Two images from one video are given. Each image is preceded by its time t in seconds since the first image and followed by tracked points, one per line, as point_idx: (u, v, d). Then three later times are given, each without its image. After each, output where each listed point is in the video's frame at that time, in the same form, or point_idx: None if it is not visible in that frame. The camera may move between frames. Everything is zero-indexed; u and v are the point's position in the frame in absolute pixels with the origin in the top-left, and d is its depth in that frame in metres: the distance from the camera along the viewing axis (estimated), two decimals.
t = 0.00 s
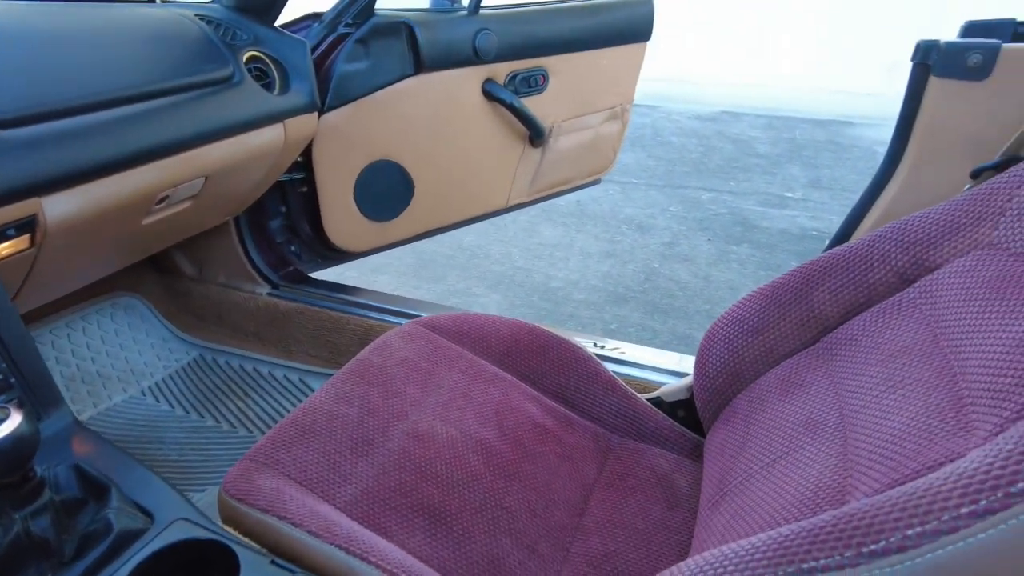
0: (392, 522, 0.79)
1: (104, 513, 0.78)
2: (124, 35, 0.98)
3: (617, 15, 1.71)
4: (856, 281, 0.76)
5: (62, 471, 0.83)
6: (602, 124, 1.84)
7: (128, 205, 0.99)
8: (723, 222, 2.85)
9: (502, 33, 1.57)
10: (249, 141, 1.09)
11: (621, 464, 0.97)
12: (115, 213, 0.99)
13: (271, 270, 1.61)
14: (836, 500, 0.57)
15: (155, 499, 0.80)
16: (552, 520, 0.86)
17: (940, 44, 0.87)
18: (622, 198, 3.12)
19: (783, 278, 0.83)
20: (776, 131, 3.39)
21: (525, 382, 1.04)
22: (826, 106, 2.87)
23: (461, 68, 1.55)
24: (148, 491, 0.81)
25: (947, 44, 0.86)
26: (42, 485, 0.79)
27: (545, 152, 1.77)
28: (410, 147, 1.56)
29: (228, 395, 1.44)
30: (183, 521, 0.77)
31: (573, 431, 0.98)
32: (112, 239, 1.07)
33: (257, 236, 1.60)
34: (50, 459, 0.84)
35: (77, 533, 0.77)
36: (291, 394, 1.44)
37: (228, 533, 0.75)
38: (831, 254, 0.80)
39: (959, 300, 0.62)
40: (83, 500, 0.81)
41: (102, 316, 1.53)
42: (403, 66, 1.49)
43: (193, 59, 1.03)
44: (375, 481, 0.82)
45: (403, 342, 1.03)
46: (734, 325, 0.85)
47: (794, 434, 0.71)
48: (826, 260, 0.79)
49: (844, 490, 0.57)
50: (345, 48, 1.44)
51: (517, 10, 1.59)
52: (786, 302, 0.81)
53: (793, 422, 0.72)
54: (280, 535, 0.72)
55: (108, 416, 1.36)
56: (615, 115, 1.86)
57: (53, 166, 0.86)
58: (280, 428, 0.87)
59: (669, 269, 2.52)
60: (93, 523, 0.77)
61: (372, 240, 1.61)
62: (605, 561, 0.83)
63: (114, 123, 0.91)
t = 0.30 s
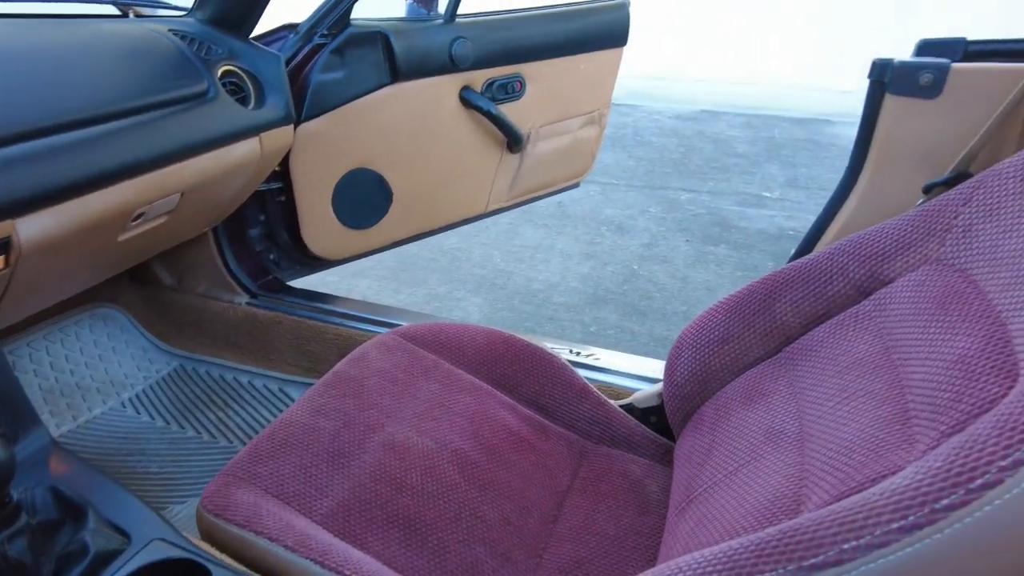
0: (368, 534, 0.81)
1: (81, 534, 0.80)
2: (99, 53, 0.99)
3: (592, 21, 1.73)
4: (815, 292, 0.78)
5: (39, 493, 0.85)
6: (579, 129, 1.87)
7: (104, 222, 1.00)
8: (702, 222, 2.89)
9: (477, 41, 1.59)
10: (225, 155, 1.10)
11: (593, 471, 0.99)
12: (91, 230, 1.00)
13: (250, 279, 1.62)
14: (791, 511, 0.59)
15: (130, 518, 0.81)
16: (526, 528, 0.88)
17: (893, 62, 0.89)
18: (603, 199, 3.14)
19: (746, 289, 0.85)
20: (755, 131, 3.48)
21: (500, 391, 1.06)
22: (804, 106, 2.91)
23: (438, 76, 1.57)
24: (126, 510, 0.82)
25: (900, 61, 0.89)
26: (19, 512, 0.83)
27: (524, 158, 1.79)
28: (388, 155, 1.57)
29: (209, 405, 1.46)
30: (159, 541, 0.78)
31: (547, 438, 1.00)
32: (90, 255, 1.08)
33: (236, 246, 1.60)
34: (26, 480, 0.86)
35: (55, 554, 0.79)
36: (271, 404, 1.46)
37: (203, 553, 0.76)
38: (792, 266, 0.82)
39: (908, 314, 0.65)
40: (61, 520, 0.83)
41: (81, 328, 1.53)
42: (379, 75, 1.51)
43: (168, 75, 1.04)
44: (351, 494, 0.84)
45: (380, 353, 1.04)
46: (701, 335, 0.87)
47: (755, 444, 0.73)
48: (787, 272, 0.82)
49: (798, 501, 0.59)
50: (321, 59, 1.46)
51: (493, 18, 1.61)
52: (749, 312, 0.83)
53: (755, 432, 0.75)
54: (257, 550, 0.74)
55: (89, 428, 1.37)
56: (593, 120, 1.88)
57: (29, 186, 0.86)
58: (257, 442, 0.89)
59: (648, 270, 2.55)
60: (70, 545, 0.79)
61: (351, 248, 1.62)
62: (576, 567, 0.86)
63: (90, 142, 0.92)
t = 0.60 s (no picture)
0: (342, 551, 0.84)
1: (57, 564, 0.81)
2: (72, 80, 1.00)
3: (565, 34, 1.76)
4: (770, 312, 0.81)
5: (14, 521, 0.86)
6: (554, 140, 1.90)
7: (81, 248, 1.02)
8: (679, 227, 2.93)
9: (451, 56, 1.61)
10: (199, 178, 1.12)
11: (564, 483, 1.02)
12: (68, 256, 1.01)
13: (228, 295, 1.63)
14: (742, 528, 0.62)
15: (105, 545, 0.83)
16: (497, 541, 0.90)
17: (844, 90, 0.90)
18: (582, 205, 3.18)
19: (706, 307, 0.88)
20: (733, 135, 3.58)
21: (474, 406, 1.08)
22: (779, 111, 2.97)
23: (412, 91, 1.59)
24: (102, 538, 0.84)
25: (848, 89, 0.90)
26: None
27: (499, 169, 1.81)
28: (363, 170, 1.59)
29: (188, 421, 1.47)
30: (134, 569, 0.81)
31: (520, 451, 1.03)
32: (66, 279, 1.09)
33: (213, 262, 1.61)
34: (2, 511, 0.87)
35: None
36: (250, 420, 1.48)
37: None
38: (749, 285, 0.85)
39: (854, 336, 0.68)
40: (36, 549, 0.84)
41: (59, 346, 1.54)
42: (354, 91, 1.52)
43: (142, 101, 1.06)
44: (326, 512, 0.86)
45: (355, 371, 1.07)
46: (663, 351, 0.90)
47: (713, 459, 0.76)
48: (743, 291, 0.84)
49: (749, 518, 0.62)
50: (296, 77, 1.47)
51: (467, 33, 1.64)
52: (709, 330, 0.86)
53: (713, 448, 0.78)
54: (232, 571, 0.76)
55: (68, 447, 1.38)
56: (567, 131, 1.91)
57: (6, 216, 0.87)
58: (233, 463, 0.91)
59: (626, 276, 2.59)
60: (45, 574, 0.80)
61: (328, 262, 1.64)
62: None
63: (66, 170, 0.94)
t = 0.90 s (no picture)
0: (306, 570, 0.85)
1: None
2: (34, 108, 1.01)
3: (532, 48, 1.78)
4: (719, 328, 0.84)
5: None
6: (525, 152, 1.92)
7: (45, 274, 1.03)
8: (651, 234, 2.97)
9: (418, 72, 1.63)
10: (165, 202, 1.14)
11: (528, 495, 1.04)
12: (32, 283, 1.02)
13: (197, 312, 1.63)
14: (685, 542, 0.65)
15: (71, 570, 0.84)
16: (459, 554, 0.93)
17: (787, 114, 0.93)
18: (556, 212, 3.21)
19: (659, 324, 0.90)
20: (705, 139, 3.62)
21: (440, 421, 1.10)
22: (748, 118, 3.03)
23: (381, 107, 1.61)
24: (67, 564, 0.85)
25: (790, 114, 0.93)
26: None
27: (470, 182, 1.84)
28: (333, 186, 1.60)
29: (159, 439, 1.48)
30: None
31: (484, 465, 1.05)
32: (32, 304, 1.10)
33: (183, 280, 1.62)
34: None
35: None
36: (221, 438, 1.49)
37: None
38: (698, 302, 0.88)
39: (792, 355, 0.71)
40: None
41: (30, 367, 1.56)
42: (321, 109, 1.54)
43: (105, 126, 1.07)
44: (291, 531, 0.88)
45: (322, 389, 1.08)
46: (620, 367, 0.93)
47: (663, 473, 0.79)
48: (692, 307, 0.87)
49: (692, 533, 0.65)
50: (263, 96, 1.49)
51: (434, 49, 1.67)
52: (661, 346, 0.89)
53: (664, 461, 0.81)
54: None
55: (36, 468, 1.39)
56: (538, 143, 1.94)
57: None
58: (199, 484, 0.93)
59: (598, 284, 2.63)
60: None
61: (299, 277, 1.66)
62: None
63: (28, 199, 0.95)
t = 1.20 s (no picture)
0: None
1: None
2: None
3: (490, 76, 1.82)
4: (662, 356, 0.88)
5: None
6: (487, 176, 1.95)
7: None
8: (616, 252, 3.02)
9: (378, 101, 1.66)
10: (122, 239, 1.14)
11: (487, 522, 1.06)
12: None
13: (159, 344, 1.63)
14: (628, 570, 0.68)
15: None
16: None
17: (722, 150, 0.98)
18: (524, 231, 3.25)
19: (607, 352, 0.93)
20: (669, 156, 3.71)
21: (400, 451, 1.12)
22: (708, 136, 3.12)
23: (341, 137, 1.63)
24: None
25: (726, 150, 0.97)
26: None
27: (432, 208, 1.86)
28: (294, 215, 1.62)
29: (119, 475, 1.49)
30: None
31: (443, 493, 1.07)
32: None
33: (143, 312, 1.62)
34: None
35: None
36: (181, 472, 1.49)
37: None
38: (643, 331, 0.91)
39: (728, 384, 0.75)
40: None
41: None
42: (281, 140, 1.56)
43: (61, 165, 1.07)
44: (248, 567, 0.89)
45: (280, 422, 1.09)
46: (571, 394, 0.95)
47: (610, 499, 0.82)
48: (638, 336, 0.90)
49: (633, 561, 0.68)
50: (221, 130, 1.51)
51: (393, 79, 1.69)
52: (609, 374, 0.92)
53: (612, 488, 0.83)
54: None
55: None
56: (500, 167, 1.97)
57: None
58: (156, 522, 0.94)
59: (564, 303, 2.66)
60: None
61: (261, 306, 1.66)
62: None
63: None
